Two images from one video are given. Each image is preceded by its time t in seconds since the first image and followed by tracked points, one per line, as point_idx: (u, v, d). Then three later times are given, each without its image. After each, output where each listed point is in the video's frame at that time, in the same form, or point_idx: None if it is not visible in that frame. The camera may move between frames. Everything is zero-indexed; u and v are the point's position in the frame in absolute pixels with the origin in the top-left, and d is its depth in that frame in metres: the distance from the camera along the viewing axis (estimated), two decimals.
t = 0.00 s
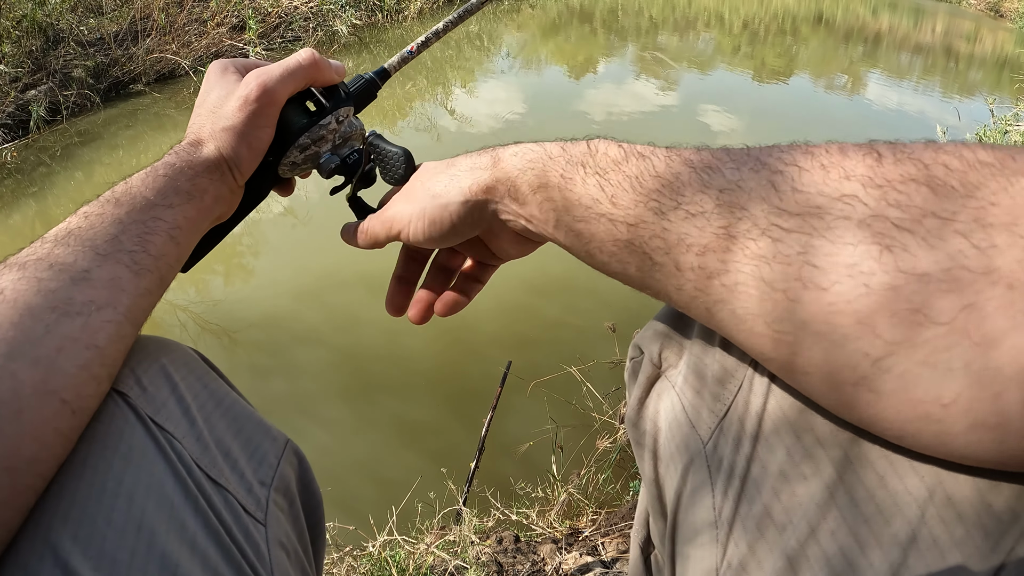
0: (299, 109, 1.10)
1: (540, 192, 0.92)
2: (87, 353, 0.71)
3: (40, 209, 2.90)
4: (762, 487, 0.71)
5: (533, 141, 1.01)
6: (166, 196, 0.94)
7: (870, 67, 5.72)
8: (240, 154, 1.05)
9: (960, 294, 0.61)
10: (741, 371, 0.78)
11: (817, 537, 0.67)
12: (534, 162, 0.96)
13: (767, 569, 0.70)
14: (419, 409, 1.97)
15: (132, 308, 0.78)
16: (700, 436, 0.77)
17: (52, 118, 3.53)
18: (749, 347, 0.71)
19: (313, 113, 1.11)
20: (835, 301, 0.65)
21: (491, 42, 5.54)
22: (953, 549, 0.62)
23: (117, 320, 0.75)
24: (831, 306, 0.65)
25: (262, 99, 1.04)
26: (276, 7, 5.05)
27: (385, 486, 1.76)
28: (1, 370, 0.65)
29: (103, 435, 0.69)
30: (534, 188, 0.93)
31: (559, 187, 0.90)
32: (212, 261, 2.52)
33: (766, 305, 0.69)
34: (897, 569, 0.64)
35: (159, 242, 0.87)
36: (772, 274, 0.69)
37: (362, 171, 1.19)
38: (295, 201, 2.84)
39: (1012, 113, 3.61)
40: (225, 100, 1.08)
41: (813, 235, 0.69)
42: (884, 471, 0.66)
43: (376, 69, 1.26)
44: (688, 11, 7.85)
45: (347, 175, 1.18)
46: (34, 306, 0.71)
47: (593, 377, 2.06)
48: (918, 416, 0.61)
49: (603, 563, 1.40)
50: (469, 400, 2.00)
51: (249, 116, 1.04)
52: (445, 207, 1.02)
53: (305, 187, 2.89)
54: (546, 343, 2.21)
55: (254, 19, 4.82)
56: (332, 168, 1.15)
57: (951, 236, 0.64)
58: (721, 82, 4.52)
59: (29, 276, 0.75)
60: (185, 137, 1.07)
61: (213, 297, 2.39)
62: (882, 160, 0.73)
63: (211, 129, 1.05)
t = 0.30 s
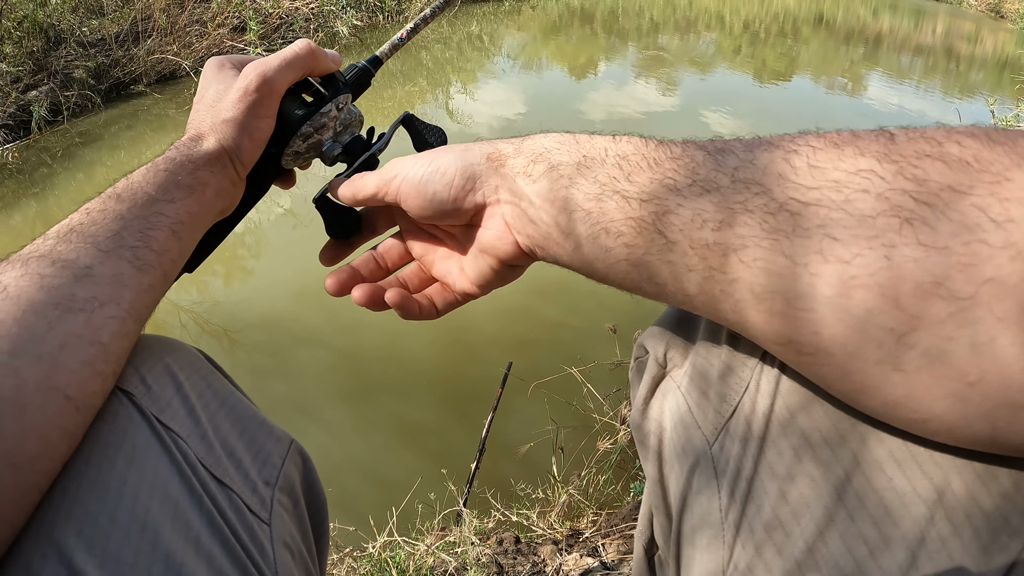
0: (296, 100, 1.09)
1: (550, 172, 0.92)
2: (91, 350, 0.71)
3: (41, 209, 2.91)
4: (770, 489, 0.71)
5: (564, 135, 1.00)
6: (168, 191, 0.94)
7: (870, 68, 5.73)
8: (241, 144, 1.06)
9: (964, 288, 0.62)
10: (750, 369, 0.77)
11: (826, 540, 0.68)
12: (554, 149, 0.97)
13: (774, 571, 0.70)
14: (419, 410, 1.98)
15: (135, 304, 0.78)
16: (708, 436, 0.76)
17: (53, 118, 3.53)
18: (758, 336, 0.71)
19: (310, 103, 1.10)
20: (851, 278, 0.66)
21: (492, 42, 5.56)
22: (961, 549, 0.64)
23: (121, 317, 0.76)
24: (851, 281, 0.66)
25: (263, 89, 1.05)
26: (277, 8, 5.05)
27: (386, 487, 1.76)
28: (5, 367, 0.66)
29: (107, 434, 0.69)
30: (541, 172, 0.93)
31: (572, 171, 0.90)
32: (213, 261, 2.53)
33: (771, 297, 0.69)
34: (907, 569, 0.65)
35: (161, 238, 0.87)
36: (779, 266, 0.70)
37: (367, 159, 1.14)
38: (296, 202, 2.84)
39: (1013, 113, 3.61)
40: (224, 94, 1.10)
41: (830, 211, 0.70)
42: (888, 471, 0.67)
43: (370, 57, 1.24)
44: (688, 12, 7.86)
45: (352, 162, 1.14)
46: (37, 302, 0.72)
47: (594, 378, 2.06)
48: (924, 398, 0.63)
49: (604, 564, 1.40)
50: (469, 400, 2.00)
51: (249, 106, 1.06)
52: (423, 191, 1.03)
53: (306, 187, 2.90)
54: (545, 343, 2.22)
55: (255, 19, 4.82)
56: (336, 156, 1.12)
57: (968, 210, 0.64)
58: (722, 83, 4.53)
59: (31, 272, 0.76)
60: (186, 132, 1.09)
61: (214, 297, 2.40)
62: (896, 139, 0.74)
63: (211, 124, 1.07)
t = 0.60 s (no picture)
0: (300, 113, 1.09)
1: (615, 108, 0.93)
2: (91, 351, 0.71)
3: (42, 210, 2.91)
4: (773, 494, 0.71)
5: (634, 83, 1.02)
6: (168, 195, 0.93)
7: (871, 68, 5.72)
8: (242, 151, 1.04)
9: (970, 301, 0.62)
10: (756, 371, 0.78)
11: (829, 545, 0.67)
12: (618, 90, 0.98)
13: None
14: (420, 411, 1.98)
15: (135, 307, 0.78)
16: (711, 441, 0.77)
17: (55, 119, 3.54)
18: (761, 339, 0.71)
19: (313, 117, 1.11)
20: (851, 287, 0.66)
21: (493, 43, 5.56)
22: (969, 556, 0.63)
23: (120, 319, 0.75)
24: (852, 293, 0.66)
25: (269, 99, 1.05)
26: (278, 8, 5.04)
27: (386, 488, 1.76)
28: (6, 368, 0.66)
29: (107, 437, 0.69)
30: (607, 105, 0.95)
31: (637, 110, 0.91)
32: (213, 262, 2.54)
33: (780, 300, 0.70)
34: None
35: (160, 241, 0.86)
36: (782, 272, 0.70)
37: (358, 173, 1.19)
38: (296, 204, 2.84)
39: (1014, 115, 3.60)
40: (228, 100, 1.09)
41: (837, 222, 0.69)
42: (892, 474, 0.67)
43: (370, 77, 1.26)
44: (690, 13, 7.86)
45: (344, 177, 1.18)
46: (37, 304, 0.72)
47: (594, 379, 2.05)
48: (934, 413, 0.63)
49: (604, 566, 1.39)
50: (470, 400, 2.00)
51: (254, 115, 1.04)
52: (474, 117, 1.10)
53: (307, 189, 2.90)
54: (546, 343, 2.22)
55: (256, 20, 4.82)
56: (332, 171, 1.15)
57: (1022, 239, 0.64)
58: (723, 84, 4.53)
59: (32, 275, 0.76)
60: (187, 137, 1.08)
61: (215, 298, 2.40)
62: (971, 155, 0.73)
63: (213, 129, 1.06)
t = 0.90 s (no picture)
0: (304, 119, 1.09)
1: (590, 124, 0.90)
2: (91, 358, 0.70)
3: (43, 211, 2.91)
4: (772, 502, 0.71)
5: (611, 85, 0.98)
6: (169, 200, 0.93)
7: (872, 69, 5.71)
8: (246, 156, 1.04)
9: (967, 299, 0.59)
10: (754, 379, 0.77)
11: (825, 555, 0.67)
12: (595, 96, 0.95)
13: None
14: (420, 413, 1.97)
15: (136, 313, 0.77)
16: (707, 447, 0.77)
17: (56, 120, 3.54)
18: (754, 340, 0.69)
19: (318, 124, 1.10)
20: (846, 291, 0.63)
21: (494, 43, 5.55)
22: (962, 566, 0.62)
23: (121, 325, 0.75)
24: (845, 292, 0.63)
25: (273, 103, 1.04)
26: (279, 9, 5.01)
27: (386, 490, 1.75)
28: (6, 374, 0.65)
29: (106, 442, 0.69)
30: (580, 121, 0.92)
31: (630, 104, 0.91)
32: (213, 264, 2.53)
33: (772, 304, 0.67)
34: None
35: (161, 246, 0.86)
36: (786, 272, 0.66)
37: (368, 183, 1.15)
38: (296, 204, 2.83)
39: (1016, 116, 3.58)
40: (232, 105, 1.09)
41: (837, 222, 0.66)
42: (886, 484, 0.66)
43: (375, 83, 1.26)
44: (691, 14, 7.85)
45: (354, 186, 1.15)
46: (37, 311, 0.71)
47: (593, 381, 2.05)
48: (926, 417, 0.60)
49: (603, 569, 1.39)
50: (470, 403, 1.99)
51: (258, 119, 1.04)
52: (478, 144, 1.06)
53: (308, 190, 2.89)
54: (546, 345, 2.21)
55: (257, 21, 4.82)
56: (339, 178, 1.14)
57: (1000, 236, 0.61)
58: (724, 85, 4.52)
59: (32, 281, 0.75)
60: (191, 141, 1.07)
61: (215, 299, 2.39)
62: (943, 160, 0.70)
63: (217, 134, 1.05)
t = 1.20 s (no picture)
0: (304, 130, 1.10)
1: (562, 190, 0.90)
2: (89, 365, 0.70)
3: (44, 211, 2.91)
4: (764, 509, 0.71)
5: (562, 132, 0.97)
6: (169, 208, 0.92)
7: (872, 70, 5.71)
8: (245, 165, 1.03)
9: (965, 301, 0.57)
10: (747, 387, 0.77)
11: (817, 563, 0.67)
12: (557, 148, 0.94)
13: None
14: (420, 415, 1.97)
15: (134, 320, 0.77)
16: (701, 454, 0.77)
17: (56, 121, 3.54)
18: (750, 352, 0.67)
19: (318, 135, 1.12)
20: (844, 298, 0.61)
21: (495, 43, 5.54)
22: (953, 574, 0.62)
23: (119, 333, 0.75)
24: (844, 301, 0.61)
25: (273, 113, 1.04)
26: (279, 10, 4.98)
27: (385, 491, 1.75)
28: (3, 381, 0.65)
29: (102, 448, 0.69)
30: (553, 188, 0.91)
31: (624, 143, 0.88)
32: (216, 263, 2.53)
33: (766, 314, 0.65)
34: None
35: (160, 255, 0.86)
36: (777, 283, 0.65)
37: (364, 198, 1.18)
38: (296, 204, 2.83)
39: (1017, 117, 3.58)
40: (235, 114, 1.08)
41: (831, 229, 0.64)
42: (882, 493, 0.65)
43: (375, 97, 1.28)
44: (692, 15, 7.85)
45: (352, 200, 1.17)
46: (36, 317, 0.71)
47: (594, 383, 2.05)
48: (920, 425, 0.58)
49: (603, 571, 1.39)
50: (469, 406, 1.99)
51: (258, 129, 1.04)
52: (483, 208, 1.00)
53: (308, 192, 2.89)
54: (547, 347, 2.21)
55: (258, 22, 4.82)
56: (338, 190, 1.15)
57: (966, 242, 0.59)
58: (724, 86, 4.51)
59: (32, 287, 0.75)
60: (191, 150, 1.07)
61: (216, 300, 2.39)
62: (905, 170, 0.68)
63: (217, 143, 1.05)
